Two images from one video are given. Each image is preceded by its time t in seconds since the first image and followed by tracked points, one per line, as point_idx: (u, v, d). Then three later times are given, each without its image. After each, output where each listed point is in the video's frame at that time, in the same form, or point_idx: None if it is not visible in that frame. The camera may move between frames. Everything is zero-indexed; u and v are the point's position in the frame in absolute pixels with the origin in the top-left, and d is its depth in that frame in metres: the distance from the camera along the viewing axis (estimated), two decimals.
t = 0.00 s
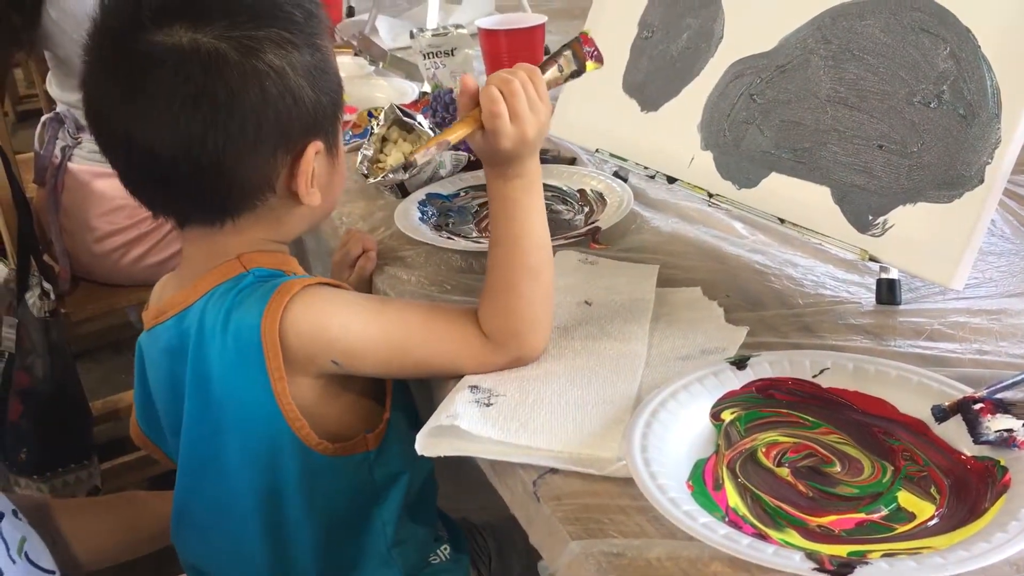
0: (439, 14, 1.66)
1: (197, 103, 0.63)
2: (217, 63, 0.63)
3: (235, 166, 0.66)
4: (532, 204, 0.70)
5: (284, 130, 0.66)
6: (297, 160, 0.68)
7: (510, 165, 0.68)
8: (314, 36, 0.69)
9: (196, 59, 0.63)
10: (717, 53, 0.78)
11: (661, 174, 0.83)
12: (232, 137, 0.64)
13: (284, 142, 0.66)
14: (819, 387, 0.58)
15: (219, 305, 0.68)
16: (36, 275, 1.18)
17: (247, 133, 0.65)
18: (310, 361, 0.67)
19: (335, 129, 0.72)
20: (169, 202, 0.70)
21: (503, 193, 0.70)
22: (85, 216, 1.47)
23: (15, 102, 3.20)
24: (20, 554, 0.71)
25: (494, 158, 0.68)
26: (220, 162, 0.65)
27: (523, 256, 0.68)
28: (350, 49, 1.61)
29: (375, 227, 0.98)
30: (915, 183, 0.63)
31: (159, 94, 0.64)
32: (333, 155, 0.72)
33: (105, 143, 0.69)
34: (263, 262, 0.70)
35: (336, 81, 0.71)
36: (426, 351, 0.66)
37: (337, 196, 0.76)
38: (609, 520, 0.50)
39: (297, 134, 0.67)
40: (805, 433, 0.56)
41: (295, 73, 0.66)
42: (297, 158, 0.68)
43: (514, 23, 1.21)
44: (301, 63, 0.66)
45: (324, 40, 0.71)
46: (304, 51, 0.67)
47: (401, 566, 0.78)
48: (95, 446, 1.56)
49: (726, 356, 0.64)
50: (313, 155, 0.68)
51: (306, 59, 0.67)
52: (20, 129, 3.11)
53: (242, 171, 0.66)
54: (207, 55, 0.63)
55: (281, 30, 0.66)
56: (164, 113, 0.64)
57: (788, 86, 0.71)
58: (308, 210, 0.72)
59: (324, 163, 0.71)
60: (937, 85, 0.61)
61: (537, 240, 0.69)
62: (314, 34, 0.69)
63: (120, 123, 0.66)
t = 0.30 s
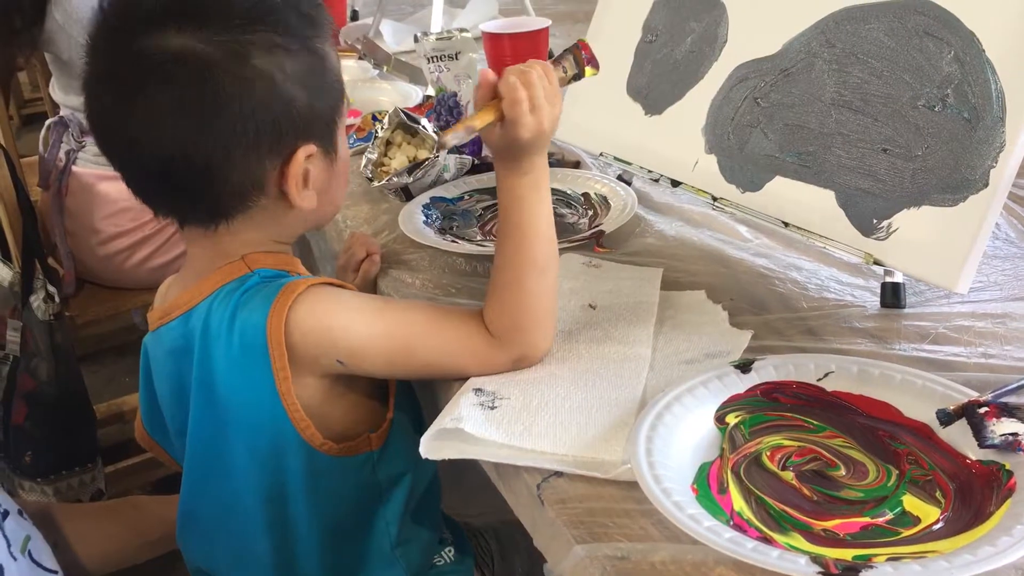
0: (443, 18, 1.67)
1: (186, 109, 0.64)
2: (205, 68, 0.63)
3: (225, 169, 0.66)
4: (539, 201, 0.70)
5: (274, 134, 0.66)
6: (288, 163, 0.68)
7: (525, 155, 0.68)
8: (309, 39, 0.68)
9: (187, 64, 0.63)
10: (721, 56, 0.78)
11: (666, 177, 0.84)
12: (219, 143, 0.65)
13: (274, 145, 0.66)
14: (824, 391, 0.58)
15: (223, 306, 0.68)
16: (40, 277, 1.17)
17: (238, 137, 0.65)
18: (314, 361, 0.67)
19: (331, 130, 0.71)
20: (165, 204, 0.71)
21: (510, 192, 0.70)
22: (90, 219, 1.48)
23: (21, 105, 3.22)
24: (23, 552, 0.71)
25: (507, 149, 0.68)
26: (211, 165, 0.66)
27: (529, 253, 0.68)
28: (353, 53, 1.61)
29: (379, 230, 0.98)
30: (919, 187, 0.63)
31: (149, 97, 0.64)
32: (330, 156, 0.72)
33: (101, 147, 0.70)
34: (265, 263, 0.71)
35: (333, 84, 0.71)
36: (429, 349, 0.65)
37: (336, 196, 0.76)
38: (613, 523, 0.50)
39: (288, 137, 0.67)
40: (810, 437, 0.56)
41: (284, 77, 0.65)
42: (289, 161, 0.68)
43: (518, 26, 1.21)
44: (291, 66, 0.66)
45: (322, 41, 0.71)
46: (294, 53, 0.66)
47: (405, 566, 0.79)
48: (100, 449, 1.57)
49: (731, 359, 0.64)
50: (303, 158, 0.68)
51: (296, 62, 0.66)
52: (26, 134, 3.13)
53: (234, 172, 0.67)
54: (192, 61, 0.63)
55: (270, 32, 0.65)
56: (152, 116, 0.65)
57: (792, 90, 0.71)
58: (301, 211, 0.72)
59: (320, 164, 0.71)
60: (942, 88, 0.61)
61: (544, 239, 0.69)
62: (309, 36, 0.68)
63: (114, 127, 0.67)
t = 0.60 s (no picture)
0: (447, 20, 1.67)
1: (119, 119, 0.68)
2: (118, 84, 0.66)
3: (161, 177, 0.70)
4: (553, 202, 0.70)
5: (180, 145, 0.67)
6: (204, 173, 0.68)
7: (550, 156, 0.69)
8: (229, 42, 0.65)
9: (110, 79, 0.67)
10: (725, 59, 0.78)
11: (669, 180, 0.84)
12: (147, 153, 0.68)
13: (186, 157, 0.67)
14: (828, 392, 0.58)
15: (223, 303, 0.69)
16: (45, 279, 1.17)
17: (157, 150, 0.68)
18: (315, 359, 0.67)
19: (278, 134, 0.68)
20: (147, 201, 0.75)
21: (526, 193, 0.70)
22: (94, 221, 1.48)
23: (25, 108, 3.23)
24: (32, 553, 0.71)
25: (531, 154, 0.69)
26: (151, 172, 0.70)
27: (540, 254, 0.69)
28: (357, 55, 1.62)
29: (383, 232, 0.99)
30: (923, 190, 0.63)
31: (99, 108, 0.69)
32: (277, 163, 0.69)
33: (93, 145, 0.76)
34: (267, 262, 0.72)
35: (266, 87, 0.67)
36: (428, 348, 0.66)
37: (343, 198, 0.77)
38: (617, 525, 0.50)
39: (198, 149, 0.67)
40: (814, 438, 0.56)
41: (182, 91, 0.65)
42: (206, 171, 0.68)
43: (522, 29, 1.21)
44: (191, 78, 0.65)
45: (264, 40, 0.66)
46: (200, 63, 0.64)
47: (409, 565, 0.79)
48: (104, 450, 1.57)
49: (735, 361, 0.65)
50: (217, 171, 0.67)
51: (203, 73, 0.65)
52: (31, 135, 3.14)
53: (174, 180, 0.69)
54: (112, 76, 0.67)
55: (174, 44, 0.64)
56: (104, 124, 0.70)
57: (796, 92, 0.71)
58: (256, 218, 0.71)
59: (261, 171, 0.69)
60: (946, 91, 0.61)
61: (555, 240, 0.69)
62: (230, 39, 0.65)
63: (92, 131, 0.72)
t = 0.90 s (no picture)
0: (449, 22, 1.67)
1: (112, 120, 0.69)
2: (112, 84, 0.67)
3: (157, 178, 0.70)
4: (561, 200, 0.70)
5: (174, 147, 0.68)
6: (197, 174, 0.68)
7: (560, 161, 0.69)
8: (221, 44, 0.66)
9: (105, 79, 0.68)
10: (727, 60, 0.78)
11: (671, 182, 0.84)
12: (142, 155, 0.69)
13: (179, 158, 0.68)
14: (830, 394, 0.58)
15: (226, 304, 0.69)
16: (48, 281, 1.19)
17: (150, 150, 0.68)
18: (316, 361, 0.67)
19: (271, 135, 0.68)
20: (146, 201, 0.75)
21: (536, 192, 0.70)
22: (97, 222, 1.47)
23: (27, 109, 3.23)
24: (36, 554, 0.71)
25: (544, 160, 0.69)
26: (144, 173, 0.71)
27: (547, 257, 0.69)
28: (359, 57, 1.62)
29: (385, 234, 0.99)
30: (926, 192, 0.63)
31: (93, 109, 0.70)
32: (270, 164, 0.69)
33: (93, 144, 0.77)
34: (270, 263, 0.72)
35: (260, 88, 0.67)
36: (431, 350, 0.66)
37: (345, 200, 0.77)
38: (620, 526, 0.50)
39: (191, 151, 0.67)
40: (816, 441, 0.56)
41: (175, 92, 0.66)
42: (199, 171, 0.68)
43: (525, 31, 1.21)
44: (184, 79, 0.65)
45: (257, 41, 0.67)
46: (193, 65, 0.65)
47: (414, 567, 0.79)
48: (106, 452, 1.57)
49: (737, 363, 0.65)
50: (209, 172, 0.68)
51: (195, 74, 0.65)
52: (33, 137, 3.14)
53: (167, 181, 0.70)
54: (106, 77, 0.67)
55: (167, 45, 0.65)
56: (99, 125, 0.71)
57: (798, 94, 0.71)
58: (250, 219, 0.71)
59: (254, 173, 0.69)
60: (948, 93, 0.62)
61: (561, 243, 0.70)
62: (223, 41, 0.66)
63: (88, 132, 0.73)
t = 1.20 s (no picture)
0: (450, 25, 1.67)
1: (143, 102, 0.67)
2: (155, 64, 0.66)
3: (187, 164, 0.68)
4: (552, 171, 0.72)
5: (223, 130, 0.67)
6: (243, 160, 0.68)
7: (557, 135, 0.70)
8: (278, 35, 0.68)
9: (143, 59, 0.66)
10: (728, 63, 0.78)
11: (673, 183, 0.84)
12: (176, 138, 0.67)
13: (225, 142, 0.67)
14: (832, 397, 0.58)
15: (226, 306, 0.69)
16: (49, 283, 1.21)
17: (187, 133, 0.67)
18: (318, 358, 0.67)
19: (312, 129, 0.71)
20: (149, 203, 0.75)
21: (528, 178, 0.72)
22: (99, 225, 1.48)
23: (29, 111, 3.24)
24: (38, 559, 0.71)
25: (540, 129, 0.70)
26: (168, 161, 0.69)
27: (542, 242, 0.70)
28: (360, 59, 1.62)
29: (386, 237, 0.99)
30: (928, 195, 0.63)
31: (120, 92, 0.68)
32: (307, 158, 0.71)
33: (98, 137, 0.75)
34: (268, 264, 0.71)
35: (309, 82, 0.69)
36: (435, 341, 0.66)
37: (347, 203, 0.77)
38: (622, 529, 0.50)
39: (241, 135, 0.67)
40: (817, 443, 0.56)
41: (236, 73, 0.66)
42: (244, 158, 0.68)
43: (526, 33, 1.21)
44: (244, 62, 0.66)
45: (302, 38, 0.70)
46: (255, 49, 0.66)
47: (415, 570, 0.79)
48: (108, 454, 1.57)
49: (739, 366, 0.65)
50: (259, 155, 0.67)
51: (256, 59, 0.66)
52: (34, 138, 3.14)
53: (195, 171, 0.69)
54: (148, 56, 0.66)
55: (227, 30, 0.66)
56: (123, 109, 0.68)
57: (800, 96, 0.71)
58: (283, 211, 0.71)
59: (294, 165, 0.70)
60: (950, 96, 0.62)
61: (554, 226, 0.71)
62: (280, 33, 0.68)
63: (103, 121, 0.71)
